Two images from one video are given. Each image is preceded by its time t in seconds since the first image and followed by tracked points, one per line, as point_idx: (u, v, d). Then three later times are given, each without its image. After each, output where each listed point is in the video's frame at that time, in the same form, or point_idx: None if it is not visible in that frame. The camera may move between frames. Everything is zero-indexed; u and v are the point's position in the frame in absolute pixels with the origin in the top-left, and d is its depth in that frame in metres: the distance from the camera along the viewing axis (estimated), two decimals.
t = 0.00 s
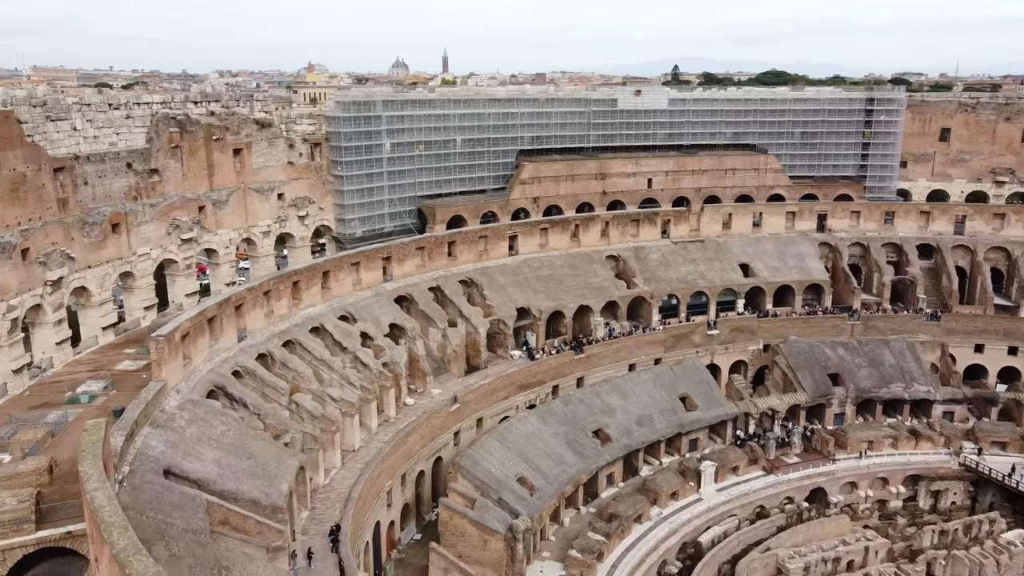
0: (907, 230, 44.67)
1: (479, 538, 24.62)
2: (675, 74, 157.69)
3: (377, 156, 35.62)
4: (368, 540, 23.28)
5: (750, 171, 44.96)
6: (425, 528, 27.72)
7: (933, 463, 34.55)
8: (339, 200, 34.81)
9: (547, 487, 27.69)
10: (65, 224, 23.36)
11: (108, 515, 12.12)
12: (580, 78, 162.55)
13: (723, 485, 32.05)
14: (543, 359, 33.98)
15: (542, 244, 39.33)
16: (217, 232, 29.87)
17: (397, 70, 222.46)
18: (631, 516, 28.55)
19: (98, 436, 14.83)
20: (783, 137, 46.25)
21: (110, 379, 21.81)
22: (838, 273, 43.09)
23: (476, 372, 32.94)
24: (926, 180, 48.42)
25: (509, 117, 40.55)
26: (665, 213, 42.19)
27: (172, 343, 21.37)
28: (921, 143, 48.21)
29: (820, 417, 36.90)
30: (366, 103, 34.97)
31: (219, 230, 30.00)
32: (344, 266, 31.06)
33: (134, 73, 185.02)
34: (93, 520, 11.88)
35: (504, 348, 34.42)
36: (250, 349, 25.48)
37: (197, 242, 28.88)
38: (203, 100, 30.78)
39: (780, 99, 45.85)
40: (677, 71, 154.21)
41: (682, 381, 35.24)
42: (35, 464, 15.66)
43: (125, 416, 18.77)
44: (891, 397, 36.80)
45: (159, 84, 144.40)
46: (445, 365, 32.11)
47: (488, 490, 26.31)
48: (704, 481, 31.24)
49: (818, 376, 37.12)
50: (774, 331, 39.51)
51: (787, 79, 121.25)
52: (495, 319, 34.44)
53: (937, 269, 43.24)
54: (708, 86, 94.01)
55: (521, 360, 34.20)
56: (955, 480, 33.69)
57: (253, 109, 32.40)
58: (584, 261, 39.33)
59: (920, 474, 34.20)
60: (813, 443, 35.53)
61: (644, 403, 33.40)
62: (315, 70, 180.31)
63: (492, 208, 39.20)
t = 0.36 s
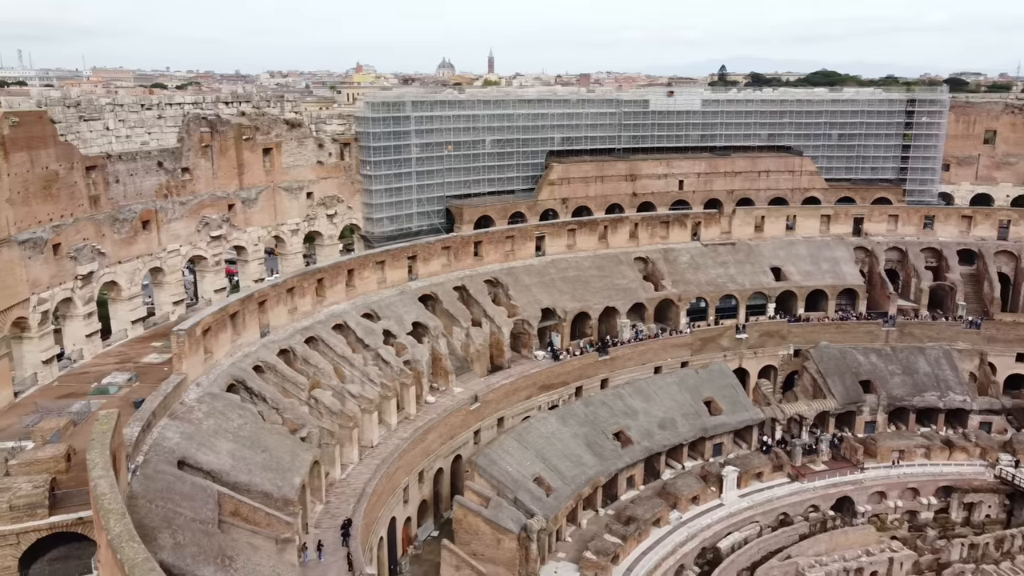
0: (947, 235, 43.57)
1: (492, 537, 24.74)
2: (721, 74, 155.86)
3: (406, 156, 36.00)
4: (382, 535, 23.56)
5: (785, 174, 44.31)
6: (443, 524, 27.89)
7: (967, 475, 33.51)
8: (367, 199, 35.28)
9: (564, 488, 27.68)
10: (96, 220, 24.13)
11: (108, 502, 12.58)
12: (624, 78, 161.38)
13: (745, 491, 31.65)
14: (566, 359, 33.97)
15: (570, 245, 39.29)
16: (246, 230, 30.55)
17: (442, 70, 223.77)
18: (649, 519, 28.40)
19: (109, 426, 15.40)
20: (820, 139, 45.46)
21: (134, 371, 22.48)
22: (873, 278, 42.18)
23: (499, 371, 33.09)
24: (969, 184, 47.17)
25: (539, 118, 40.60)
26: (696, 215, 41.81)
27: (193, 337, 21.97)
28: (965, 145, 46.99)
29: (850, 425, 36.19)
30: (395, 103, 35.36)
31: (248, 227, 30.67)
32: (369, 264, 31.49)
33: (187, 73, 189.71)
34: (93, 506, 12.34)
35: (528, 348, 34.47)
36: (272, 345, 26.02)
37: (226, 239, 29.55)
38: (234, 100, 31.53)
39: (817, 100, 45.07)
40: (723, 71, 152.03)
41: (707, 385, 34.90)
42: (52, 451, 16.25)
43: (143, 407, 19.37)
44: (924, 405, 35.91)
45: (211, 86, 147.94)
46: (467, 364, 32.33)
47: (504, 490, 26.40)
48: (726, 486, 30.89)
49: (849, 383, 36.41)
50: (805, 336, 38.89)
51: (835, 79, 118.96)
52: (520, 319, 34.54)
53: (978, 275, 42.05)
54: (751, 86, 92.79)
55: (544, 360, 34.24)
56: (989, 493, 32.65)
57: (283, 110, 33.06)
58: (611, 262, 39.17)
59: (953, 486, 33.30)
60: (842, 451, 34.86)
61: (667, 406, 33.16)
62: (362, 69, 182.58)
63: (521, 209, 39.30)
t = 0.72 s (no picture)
0: (991, 240, 42.32)
1: (506, 535, 24.88)
2: (771, 75, 153.47)
3: (435, 155, 36.36)
4: (396, 529, 23.88)
5: (821, 175, 43.56)
6: (460, 521, 28.15)
7: (1003, 488, 32.39)
8: (397, 198, 35.75)
9: (582, 488, 27.68)
10: (128, 216, 24.95)
11: (111, 487, 13.09)
12: (672, 78, 160.10)
13: (769, 497, 31.23)
14: (591, 360, 33.92)
15: (599, 246, 39.20)
16: (276, 227, 31.26)
17: (490, 71, 224.68)
18: (667, 522, 28.21)
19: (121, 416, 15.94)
20: (859, 140, 44.57)
21: (159, 363, 23.20)
22: (912, 283, 41.19)
23: (522, 371, 33.23)
24: (1017, 188, 45.77)
25: (570, 118, 40.58)
26: (728, 217, 41.37)
27: (214, 331, 22.59)
28: (1012, 148, 45.61)
29: (882, 433, 35.42)
30: (426, 104, 35.74)
31: (277, 225, 31.37)
32: (394, 262, 31.92)
33: (239, 73, 193.74)
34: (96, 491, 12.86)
35: (553, 348, 34.52)
36: (295, 340, 26.59)
37: (256, 236, 30.28)
38: (266, 101, 32.28)
39: (857, 101, 44.18)
40: (774, 71, 150.01)
41: (734, 389, 34.52)
42: (74, 438, 16.73)
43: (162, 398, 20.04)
44: (960, 415, 34.94)
45: (262, 86, 150.76)
46: (491, 362, 32.54)
47: (520, 488, 26.51)
48: (748, 492, 30.50)
49: (882, 390, 35.63)
50: (837, 342, 38.18)
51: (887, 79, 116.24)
52: (545, 319, 34.62)
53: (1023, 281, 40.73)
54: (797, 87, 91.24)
55: (569, 361, 34.26)
56: None
57: (314, 110, 33.75)
58: (640, 264, 38.98)
59: (988, 498, 32.34)
60: (872, 459, 34.14)
61: (691, 409, 32.91)
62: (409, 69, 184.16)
63: (550, 209, 39.38)
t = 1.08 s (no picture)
0: None
1: (520, 532, 25.03)
2: (824, 74, 150.36)
3: (465, 155, 36.67)
4: (411, 524, 24.21)
5: (859, 178, 42.74)
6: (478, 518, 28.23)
7: None
8: (426, 197, 36.16)
9: (599, 489, 27.66)
10: (159, 213, 25.80)
11: (117, 471, 13.66)
12: (722, 79, 157.94)
13: (793, 504, 30.80)
14: (615, 361, 33.85)
15: (628, 246, 39.07)
16: (305, 225, 31.95)
17: (537, 71, 224.63)
18: (686, 526, 28.03)
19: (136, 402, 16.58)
20: (899, 142, 43.62)
21: (184, 355, 23.94)
22: (952, 289, 40.12)
23: (546, 370, 33.34)
24: None
25: (603, 119, 40.50)
26: (761, 219, 40.87)
27: (237, 326, 23.24)
28: None
29: (915, 442, 34.59)
30: (456, 104, 36.08)
31: (307, 222, 32.06)
32: (420, 260, 32.32)
33: (291, 73, 197.76)
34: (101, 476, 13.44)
35: (578, 348, 34.56)
36: (318, 336, 27.17)
37: (285, 233, 30.99)
38: (297, 101, 33.03)
39: (898, 102, 43.23)
40: (828, 71, 146.78)
41: (761, 393, 34.12)
42: (93, 425, 17.54)
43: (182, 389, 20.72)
44: (998, 425, 33.92)
45: (314, 86, 153.36)
46: (515, 361, 32.73)
47: (537, 487, 26.62)
48: (771, 498, 30.14)
49: (915, 398, 34.81)
50: (871, 348, 37.41)
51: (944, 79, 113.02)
52: (570, 319, 34.66)
53: None
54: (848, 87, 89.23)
55: (593, 361, 34.25)
56: None
57: (345, 110, 34.42)
58: (669, 265, 38.74)
59: None
60: (903, 468, 33.38)
61: (716, 412, 32.63)
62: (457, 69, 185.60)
63: (579, 210, 39.38)
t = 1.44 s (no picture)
0: None
1: (534, 530, 25.14)
2: (876, 74, 147.12)
3: (493, 155, 36.91)
4: (425, 519, 24.53)
5: (896, 180, 41.88)
6: (495, 515, 28.45)
7: None
8: (453, 197, 36.53)
9: (616, 489, 27.63)
10: (188, 210, 26.59)
11: (124, 458, 14.21)
12: (770, 78, 155.36)
13: (816, 510, 30.35)
14: (639, 362, 33.76)
15: (656, 248, 38.89)
16: (332, 223, 32.58)
17: (582, 71, 223.78)
18: (704, 529, 27.83)
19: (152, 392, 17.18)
20: (939, 144, 42.63)
21: (209, 349, 24.64)
22: (992, 295, 39.03)
23: (569, 370, 33.41)
24: None
25: (633, 120, 40.32)
26: (793, 221, 40.33)
27: (258, 321, 23.85)
28: None
29: (947, 451, 33.77)
30: (484, 105, 36.35)
31: (334, 221, 32.69)
32: (445, 259, 32.68)
33: (340, 74, 201.02)
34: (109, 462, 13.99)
35: (602, 349, 34.55)
36: (340, 332, 27.72)
37: (313, 231, 31.63)
38: (327, 102, 33.72)
39: (939, 103, 42.27)
40: (883, 71, 142.77)
41: (787, 398, 33.69)
42: (113, 415, 18.24)
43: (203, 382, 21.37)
44: None
45: (361, 87, 155.76)
46: (538, 361, 32.87)
47: (553, 486, 26.73)
48: (794, 504, 29.76)
49: (948, 406, 33.98)
50: (904, 354, 36.62)
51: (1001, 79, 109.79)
52: (594, 320, 34.66)
53: None
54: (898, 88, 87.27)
55: (617, 362, 34.20)
56: None
57: (373, 110, 35.00)
58: (697, 267, 38.48)
59: None
60: (933, 477, 32.59)
61: (739, 416, 32.32)
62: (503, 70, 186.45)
63: (607, 210, 39.33)
